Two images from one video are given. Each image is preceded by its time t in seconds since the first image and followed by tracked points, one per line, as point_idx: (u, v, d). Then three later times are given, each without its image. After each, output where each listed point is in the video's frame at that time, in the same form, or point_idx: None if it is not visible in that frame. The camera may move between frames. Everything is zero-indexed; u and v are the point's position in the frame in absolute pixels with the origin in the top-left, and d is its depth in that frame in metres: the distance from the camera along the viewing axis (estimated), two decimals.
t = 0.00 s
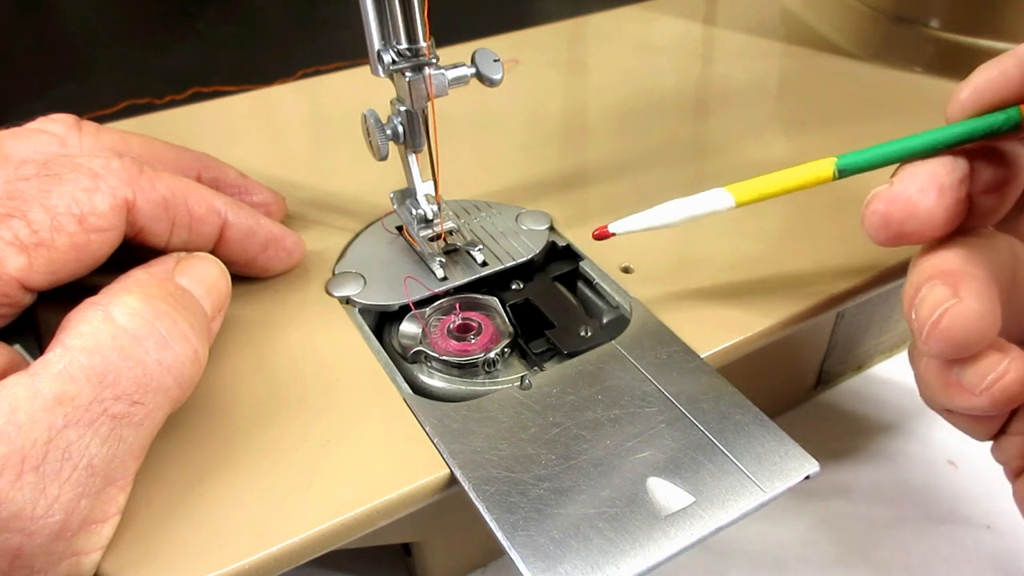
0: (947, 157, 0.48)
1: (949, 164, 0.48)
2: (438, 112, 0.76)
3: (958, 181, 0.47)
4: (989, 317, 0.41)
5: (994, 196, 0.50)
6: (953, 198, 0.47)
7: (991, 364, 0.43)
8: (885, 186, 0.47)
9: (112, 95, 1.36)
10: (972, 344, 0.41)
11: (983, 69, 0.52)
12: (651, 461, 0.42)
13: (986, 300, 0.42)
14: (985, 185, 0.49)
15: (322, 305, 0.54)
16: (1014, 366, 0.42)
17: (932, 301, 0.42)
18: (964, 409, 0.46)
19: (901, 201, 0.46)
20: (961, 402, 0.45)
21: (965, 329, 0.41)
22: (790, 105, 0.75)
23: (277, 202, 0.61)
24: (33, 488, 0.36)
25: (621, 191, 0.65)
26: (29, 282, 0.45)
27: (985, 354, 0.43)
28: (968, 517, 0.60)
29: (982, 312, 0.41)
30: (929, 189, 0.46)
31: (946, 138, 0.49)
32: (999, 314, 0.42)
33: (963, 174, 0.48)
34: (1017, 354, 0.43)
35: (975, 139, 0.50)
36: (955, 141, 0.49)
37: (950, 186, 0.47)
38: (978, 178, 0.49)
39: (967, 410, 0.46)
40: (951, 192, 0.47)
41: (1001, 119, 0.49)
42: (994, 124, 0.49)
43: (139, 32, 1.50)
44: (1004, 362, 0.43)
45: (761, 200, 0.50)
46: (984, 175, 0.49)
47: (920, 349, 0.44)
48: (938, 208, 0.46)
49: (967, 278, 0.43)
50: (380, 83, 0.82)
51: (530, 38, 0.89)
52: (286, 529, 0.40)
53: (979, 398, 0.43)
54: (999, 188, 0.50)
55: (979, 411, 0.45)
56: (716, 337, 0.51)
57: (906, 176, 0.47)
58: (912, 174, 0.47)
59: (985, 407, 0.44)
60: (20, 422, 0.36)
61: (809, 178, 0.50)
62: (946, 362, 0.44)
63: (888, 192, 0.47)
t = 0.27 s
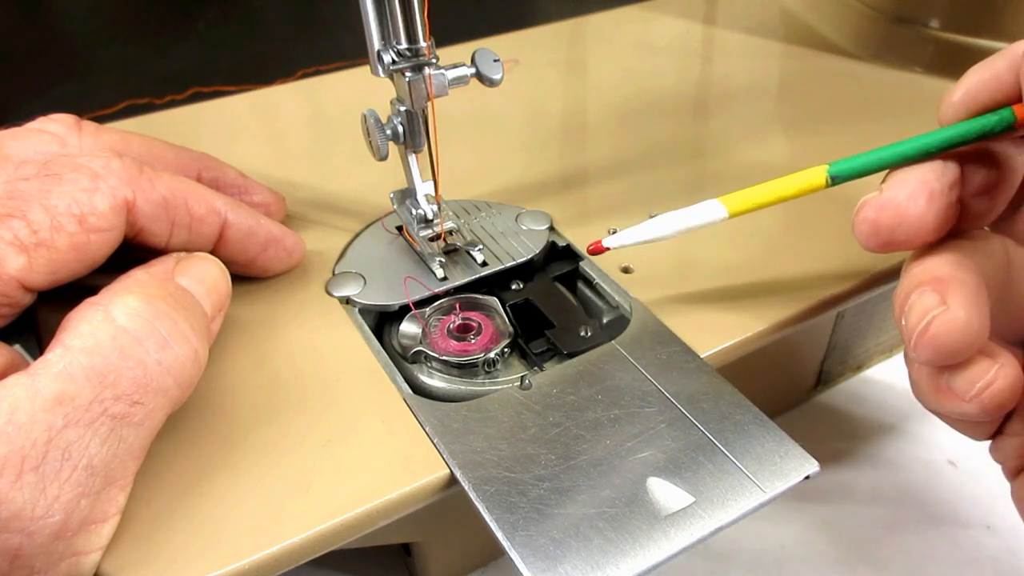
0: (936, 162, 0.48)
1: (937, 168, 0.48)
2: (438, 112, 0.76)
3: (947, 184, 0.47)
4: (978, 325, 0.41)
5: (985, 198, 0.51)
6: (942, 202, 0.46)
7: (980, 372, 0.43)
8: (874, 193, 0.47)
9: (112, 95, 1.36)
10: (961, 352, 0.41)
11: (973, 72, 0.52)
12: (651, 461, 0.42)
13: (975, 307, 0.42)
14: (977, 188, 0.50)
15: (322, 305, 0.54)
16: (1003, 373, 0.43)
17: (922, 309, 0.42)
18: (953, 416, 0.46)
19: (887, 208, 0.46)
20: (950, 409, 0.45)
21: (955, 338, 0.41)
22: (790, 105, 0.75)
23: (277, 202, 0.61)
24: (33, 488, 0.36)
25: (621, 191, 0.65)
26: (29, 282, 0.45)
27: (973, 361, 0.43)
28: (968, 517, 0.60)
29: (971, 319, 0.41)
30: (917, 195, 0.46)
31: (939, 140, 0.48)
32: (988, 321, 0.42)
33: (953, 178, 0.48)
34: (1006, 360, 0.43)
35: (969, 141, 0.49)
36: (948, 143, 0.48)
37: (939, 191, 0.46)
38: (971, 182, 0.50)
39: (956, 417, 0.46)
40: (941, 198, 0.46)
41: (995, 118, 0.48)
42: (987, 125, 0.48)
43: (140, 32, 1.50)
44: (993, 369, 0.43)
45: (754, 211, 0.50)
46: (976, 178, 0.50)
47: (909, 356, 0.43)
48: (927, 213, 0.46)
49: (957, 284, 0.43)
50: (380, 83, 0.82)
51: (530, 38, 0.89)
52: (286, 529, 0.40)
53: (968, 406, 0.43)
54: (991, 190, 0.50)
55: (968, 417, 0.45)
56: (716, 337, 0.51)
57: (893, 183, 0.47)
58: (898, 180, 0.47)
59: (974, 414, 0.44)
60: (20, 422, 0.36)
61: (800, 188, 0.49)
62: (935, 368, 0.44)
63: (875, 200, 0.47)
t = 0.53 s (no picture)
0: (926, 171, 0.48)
1: (927, 178, 0.48)
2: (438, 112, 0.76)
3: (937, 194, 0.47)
4: (960, 337, 0.41)
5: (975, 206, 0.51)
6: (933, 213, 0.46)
7: (964, 386, 0.42)
8: (864, 208, 0.47)
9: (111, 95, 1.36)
10: (942, 365, 0.41)
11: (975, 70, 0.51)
12: (650, 461, 0.42)
13: (957, 319, 0.42)
14: (970, 194, 0.50)
15: (322, 305, 0.54)
16: (985, 387, 0.42)
17: (903, 322, 0.42)
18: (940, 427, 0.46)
19: (875, 223, 0.46)
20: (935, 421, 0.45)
21: (933, 352, 0.41)
22: (790, 105, 0.75)
23: (277, 202, 0.61)
24: (33, 488, 0.36)
25: (621, 191, 0.65)
26: (29, 282, 0.45)
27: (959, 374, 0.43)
28: (967, 518, 0.60)
29: (952, 332, 0.41)
30: (906, 208, 0.46)
31: (932, 151, 0.48)
32: (971, 333, 0.42)
33: (945, 187, 0.48)
34: (991, 374, 0.43)
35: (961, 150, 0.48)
36: (942, 152, 0.48)
37: (928, 202, 0.46)
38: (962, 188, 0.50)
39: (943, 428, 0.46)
40: (931, 209, 0.46)
41: (990, 126, 0.48)
42: (982, 132, 0.48)
43: (139, 32, 1.50)
44: (977, 383, 0.42)
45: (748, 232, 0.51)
46: (968, 184, 0.50)
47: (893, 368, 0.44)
48: (917, 227, 0.46)
49: (941, 295, 0.43)
50: (380, 83, 0.82)
51: (530, 38, 0.89)
52: (286, 529, 0.40)
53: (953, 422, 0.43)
54: (985, 194, 0.50)
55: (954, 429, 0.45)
56: (716, 337, 0.51)
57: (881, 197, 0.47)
58: (886, 194, 0.47)
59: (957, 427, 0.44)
60: (20, 422, 0.36)
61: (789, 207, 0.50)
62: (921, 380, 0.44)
63: (863, 215, 0.47)
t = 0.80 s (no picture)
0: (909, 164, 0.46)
1: (908, 173, 0.46)
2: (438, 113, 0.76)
3: (915, 191, 0.46)
4: (925, 337, 0.41)
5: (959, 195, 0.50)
6: (910, 211, 0.45)
7: (930, 387, 0.42)
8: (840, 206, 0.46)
9: (111, 96, 1.36)
10: (903, 365, 0.41)
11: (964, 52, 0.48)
12: (650, 461, 0.42)
13: (925, 318, 0.41)
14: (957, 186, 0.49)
15: (322, 305, 0.54)
16: (948, 394, 0.42)
17: (871, 319, 0.42)
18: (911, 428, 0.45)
19: (848, 224, 0.45)
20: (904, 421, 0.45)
21: (893, 351, 0.41)
22: (790, 104, 0.75)
23: (277, 203, 0.61)
24: (33, 490, 0.36)
25: (621, 191, 0.65)
26: (29, 283, 0.46)
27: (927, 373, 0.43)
28: (968, 517, 0.60)
29: (917, 331, 0.41)
30: (881, 210, 0.45)
31: (917, 145, 0.45)
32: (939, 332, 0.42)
33: (927, 182, 0.46)
34: (961, 376, 0.42)
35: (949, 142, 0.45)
36: (927, 146, 0.45)
37: (906, 200, 0.45)
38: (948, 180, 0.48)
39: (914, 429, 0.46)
40: (908, 209, 0.45)
41: (980, 116, 0.45)
42: (971, 123, 0.45)
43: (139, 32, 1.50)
44: (945, 386, 0.42)
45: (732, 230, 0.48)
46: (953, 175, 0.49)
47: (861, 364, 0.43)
48: (891, 227, 0.45)
49: (913, 292, 0.43)
50: (380, 83, 0.82)
51: (530, 38, 0.89)
52: (286, 529, 0.40)
53: (917, 423, 0.43)
54: (973, 185, 0.49)
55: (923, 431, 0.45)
56: (716, 337, 0.51)
57: (856, 193, 0.46)
58: (863, 191, 0.45)
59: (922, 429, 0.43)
60: (21, 423, 0.36)
61: (771, 204, 0.47)
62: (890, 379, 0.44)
63: (837, 214, 0.46)
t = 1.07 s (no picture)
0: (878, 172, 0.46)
1: (876, 182, 0.46)
2: (438, 113, 0.76)
3: (882, 200, 0.46)
4: (886, 341, 0.43)
5: (937, 195, 0.49)
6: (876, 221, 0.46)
7: (893, 396, 0.44)
8: (807, 219, 0.47)
9: (110, 96, 1.35)
10: (864, 367, 0.43)
11: (929, 50, 0.45)
12: (650, 461, 0.42)
13: (889, 322, 0.43)
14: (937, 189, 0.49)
15: (322, 305, 0.54)
16: (910, 404, 0.43)
17: (838, 323, 0.44)
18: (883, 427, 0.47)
19: (812, 237, 0.46)
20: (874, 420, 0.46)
21: (855, 353, 0.42)
22: (790, 104, 0.75)
23: (277, 202, 0.61)
24: (33, 489, 0.36)
25: (621, 191, 0.65)
26: (29, 283, 0.45)
27: (891, 382, 0.44)
28: (966, 517, 0.60)
29: (879, 334, 0.43)
30: (847, 222, 0.45)
31: (882, 154, 0.44)
32: (900, 341, 0.43)
33: (896, 190, 0.46)
34: (925, 385, 0.44)
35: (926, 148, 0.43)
36: (895, 155, 0.44)
37: (872, 211, 0.46)
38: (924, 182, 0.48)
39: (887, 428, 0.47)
40: (876, 221, 0.46)
41: (952, 123, 0.43)
42: (939, 131, 0.43)
43: (139, 34, 1.50)
44: (908, 395, 0.44)
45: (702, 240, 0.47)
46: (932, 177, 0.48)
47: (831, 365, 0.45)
48: (855, 238, 0.46)
49: (880, 296, 0.45)
50: (380, 83, 0.82)
51: (530, 38, 0.89)
52: (285, 529, 0.40)
53: (882, 431, 0.44)
54: (956, 186, 0.49)
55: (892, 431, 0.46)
56: (715, 337, 0.51)
57: (822, 205, 0.46)
58: (827, 202, 0.46)
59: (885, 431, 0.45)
60: (20, 422, 0.36)
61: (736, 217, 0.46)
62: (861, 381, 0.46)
63: (803, 226, 0.47)
